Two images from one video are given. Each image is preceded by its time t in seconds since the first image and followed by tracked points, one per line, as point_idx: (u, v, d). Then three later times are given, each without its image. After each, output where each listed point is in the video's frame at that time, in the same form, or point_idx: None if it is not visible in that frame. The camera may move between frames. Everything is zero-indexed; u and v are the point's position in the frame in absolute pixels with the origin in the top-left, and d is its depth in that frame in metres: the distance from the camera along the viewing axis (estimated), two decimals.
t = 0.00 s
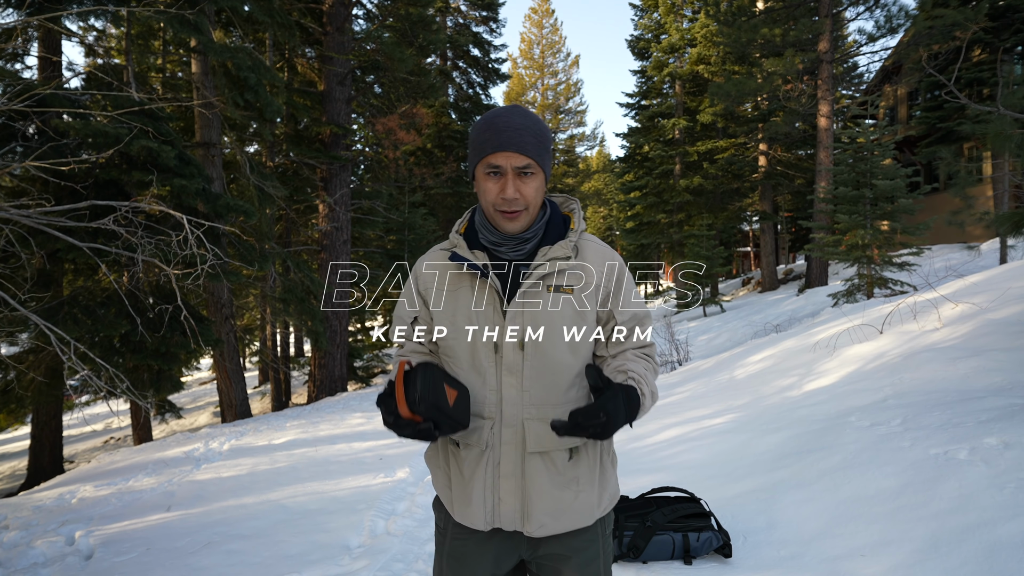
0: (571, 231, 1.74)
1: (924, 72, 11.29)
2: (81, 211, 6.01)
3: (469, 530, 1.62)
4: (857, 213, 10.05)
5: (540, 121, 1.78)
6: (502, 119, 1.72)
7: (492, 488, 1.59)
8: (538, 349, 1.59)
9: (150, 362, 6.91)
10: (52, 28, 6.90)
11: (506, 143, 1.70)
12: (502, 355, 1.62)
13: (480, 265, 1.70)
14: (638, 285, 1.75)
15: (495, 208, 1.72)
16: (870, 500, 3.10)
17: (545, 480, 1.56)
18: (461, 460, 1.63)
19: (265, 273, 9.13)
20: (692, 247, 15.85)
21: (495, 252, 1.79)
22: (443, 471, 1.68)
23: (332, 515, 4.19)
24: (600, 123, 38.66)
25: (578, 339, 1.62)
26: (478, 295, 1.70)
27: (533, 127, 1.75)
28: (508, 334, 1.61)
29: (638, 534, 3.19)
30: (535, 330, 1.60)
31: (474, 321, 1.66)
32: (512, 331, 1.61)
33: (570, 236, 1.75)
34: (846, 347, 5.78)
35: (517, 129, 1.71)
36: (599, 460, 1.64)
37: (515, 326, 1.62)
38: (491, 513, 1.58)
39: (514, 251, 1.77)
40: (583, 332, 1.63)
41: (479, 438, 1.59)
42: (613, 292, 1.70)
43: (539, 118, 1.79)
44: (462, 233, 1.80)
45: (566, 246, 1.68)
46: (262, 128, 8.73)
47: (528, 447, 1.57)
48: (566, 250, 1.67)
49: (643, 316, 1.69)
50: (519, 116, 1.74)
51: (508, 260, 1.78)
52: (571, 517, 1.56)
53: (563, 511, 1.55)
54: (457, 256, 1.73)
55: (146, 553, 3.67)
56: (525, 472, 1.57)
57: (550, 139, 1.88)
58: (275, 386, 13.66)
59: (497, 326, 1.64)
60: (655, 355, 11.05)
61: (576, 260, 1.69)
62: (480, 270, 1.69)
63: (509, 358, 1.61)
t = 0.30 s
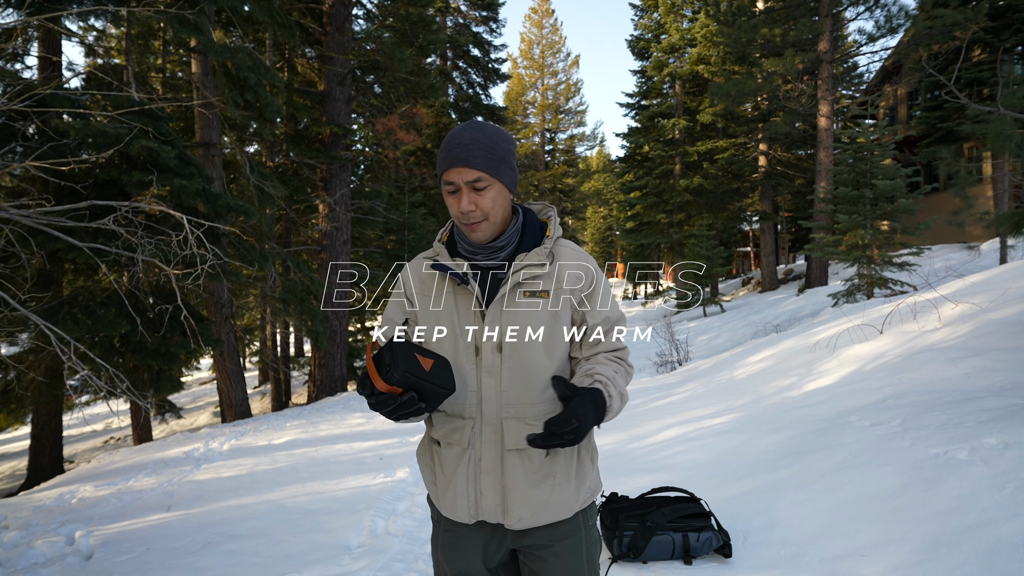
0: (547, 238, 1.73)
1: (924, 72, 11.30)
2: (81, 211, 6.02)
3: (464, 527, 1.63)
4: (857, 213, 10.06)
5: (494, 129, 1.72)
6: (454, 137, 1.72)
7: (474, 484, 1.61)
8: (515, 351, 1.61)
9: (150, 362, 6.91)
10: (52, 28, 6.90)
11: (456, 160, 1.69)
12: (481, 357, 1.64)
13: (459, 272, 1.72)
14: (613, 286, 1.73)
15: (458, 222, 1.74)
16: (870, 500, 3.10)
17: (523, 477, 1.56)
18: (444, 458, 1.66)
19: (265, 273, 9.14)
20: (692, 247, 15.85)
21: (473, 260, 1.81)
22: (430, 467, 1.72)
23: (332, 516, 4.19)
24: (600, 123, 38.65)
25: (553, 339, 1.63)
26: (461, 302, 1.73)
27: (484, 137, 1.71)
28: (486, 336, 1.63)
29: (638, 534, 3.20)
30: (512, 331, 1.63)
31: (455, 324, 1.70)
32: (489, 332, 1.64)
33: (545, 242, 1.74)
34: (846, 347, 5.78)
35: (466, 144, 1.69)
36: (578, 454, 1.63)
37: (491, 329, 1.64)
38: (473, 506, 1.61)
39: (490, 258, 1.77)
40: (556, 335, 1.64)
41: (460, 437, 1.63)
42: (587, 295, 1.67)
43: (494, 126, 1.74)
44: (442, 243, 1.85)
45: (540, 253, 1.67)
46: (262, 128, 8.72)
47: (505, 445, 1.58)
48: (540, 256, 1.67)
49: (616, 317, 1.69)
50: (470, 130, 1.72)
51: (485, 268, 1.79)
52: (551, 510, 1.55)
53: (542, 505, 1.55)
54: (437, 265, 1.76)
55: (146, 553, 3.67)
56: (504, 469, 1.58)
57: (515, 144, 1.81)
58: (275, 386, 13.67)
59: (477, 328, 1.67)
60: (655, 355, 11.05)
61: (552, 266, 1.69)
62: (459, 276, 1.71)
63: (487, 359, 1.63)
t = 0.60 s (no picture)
0: (540, 236, 1.72)
1: (924, 72, 11.30)
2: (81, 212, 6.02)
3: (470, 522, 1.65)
4: (857, 213, 10.06)
5: (506, 131, 1.82)
6: (468, 131, 1.78)
7: (468, 477, 1.63)
8: (507, 348, 1.60)
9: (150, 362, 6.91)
10: (52, 28, 6.90)
11: (472, 153, 1.75)
12: (474, 355, 1.64)
13: (451, 271, 1.73)
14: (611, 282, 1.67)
15: (467, 214, 1.77)
16: (870, 500, 3.10)
17: (514, 473, 1.57)
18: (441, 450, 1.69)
19: (265, 273, 9.14)
20: (692, 247, 15.84)
21: (470, 258, 1.81)
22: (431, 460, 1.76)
23: (332, 516, 4.19)
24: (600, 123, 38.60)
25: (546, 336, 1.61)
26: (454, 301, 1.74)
27: (498, 136, 1.80)
28: (478, 333, 1.64)
29: (638, 534, 3.20)
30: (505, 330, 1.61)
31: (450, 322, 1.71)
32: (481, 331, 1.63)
33: (539, 241, 1.73)
34: (846, 347, 5.78)
35: (481, 139, 1.76)
36: (572, 452, 1.62)
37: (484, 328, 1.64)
38: (467, 499, 1.63)
39: (488, 255, 1.77)
40: (547, 334, 1.62)
41: (454, 431, 1.64)
42: (582, 290, 1.63)
43: (504, 128, 1.84)
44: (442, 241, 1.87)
45: (531, 252, 1.67)
46: (262, 128, 8.72)
47: (497, 441, 1.58)
48: (531, 256, 1.67)
49: (615, 314, 1.62)
50: (484, 128, 1.79)
51: (482, 265, 1.79)
52: (542, 506, 1.56)
53: (533, 501, 1.56)
54: (434, 264, 1.80)
55: (146, 553, 3.67)
56: (496, 464, 1.59)
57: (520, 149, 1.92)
58: (275, 386, 13.66)
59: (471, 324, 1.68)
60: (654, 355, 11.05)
61: (544, 266, 1.68)
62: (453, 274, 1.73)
63: (480, 357, 1.63)
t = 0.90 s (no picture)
0: (564, 238, 1.72)
1: (924, 72, 11.30)
2: (81, 211, 6.02)
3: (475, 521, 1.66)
4: (857, 213, 10.06)
5: (533, 132, 1.80)
6: (494, 130, 1.75)
7: (484, 478, 1.62)
8: (528, 349, 1.60)
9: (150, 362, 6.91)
10: (52, 28, 6.91)
11: (497, 153, 1.72)
12: (494, 356, 1.64)
13: (472, 270, 1.75)
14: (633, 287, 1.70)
15: (489, 215, 1.75)
16: (870, 500, 3.10)
17: (533, 475, 1.56)
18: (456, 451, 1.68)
19: (266, 273, 9.14)
20: (692, 247, 15.84)
21: (491, 257, 1.80)
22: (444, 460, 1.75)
23: (332, 516, 4.19)
24: (600, 123, 38.57)
25: (567, 339, 1.61)
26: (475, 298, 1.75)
27: (525, 137, 1.77)
28: (499, 334, 1.64)
29: (637, 534, 3.20)
30: (526, 330, 1.62)
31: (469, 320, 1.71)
32: (503, 330, 1.63)
33: (563, 243, 1.73)
34: (846, 348, 5.78)
35: (508, 139, 1.74)
36: (589, 457, 1.63)
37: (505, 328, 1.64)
38: (482, 502, 1.62)
39: (509, 256, 1.76)
40: (569, 336, 1.61)
41: (471, 431, 1.63)
42: (607, 295, 1.65)
43: (530, 128, 1.82)
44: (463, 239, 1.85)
45: (554, 253, 1.67)
46: (262, 128, 8.72)
47: (515, 442, 1.58)
48: (556, 257, 1.67)
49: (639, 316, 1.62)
50: (511, 127, 1.77)
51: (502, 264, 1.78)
52: (558, 510, 1.56)
53: (550, 503, 1.56)
54: (454, 262, 1.81)
55: (146, 553, 3.67)
56: (513, 467, 1.59)
57: (546, 150, 1.90)
58: (275, 386, 13.67)
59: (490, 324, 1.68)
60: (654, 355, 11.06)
61: (567, 268, 1.68)
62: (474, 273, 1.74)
63: (499, 358, 1.63)
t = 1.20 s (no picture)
0: (599, 242, 1.74)
1: (923, 72, 11.30)
2: (81, 211, 6.02)
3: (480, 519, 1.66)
4: (857, 213, 10.06)
5: (566, 132, 1.70)
6: (525, 134, 1.69)
7: (505, 478, 1.61)
8: (552, 347, 1.62)
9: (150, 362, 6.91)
10: (52, 28, 6.91)
11: (524, 160, 1.66)
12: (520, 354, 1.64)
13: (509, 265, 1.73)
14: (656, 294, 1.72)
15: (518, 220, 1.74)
16: (870, 500, 3.10)
17: (556, 475, 1.55)
18: (477, 449, 1.66)
19: (266, 273, 9.15)
20: (692, 247, 15.84)
21: (525, 255, 1.81)
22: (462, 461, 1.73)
23: (332, 515, 4.19)
24: (600, 123, 38.63)
25: (589, 339, 1.62)
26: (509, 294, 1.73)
27: (556, 140, 1.68)
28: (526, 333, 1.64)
29: (638, 534, 3.19)
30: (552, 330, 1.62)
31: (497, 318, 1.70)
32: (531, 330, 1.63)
33: (597, 246, 1.75)
34: (846, 347, 5.78)
35: (536, 145, 1.67)
36: (610, 458, 1.62)
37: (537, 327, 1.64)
38: (503, 502, 1.61)
39: (543, 256, 1.78)
40: (593, 337, 1.62)
41: (495, 429, 1.62)
42: (630, 295, 1.67)
43: (565, 127, 1.72)
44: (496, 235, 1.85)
45: (589, 256, 1.68)
46: (262, 128, 8.72)
47: (538, 442, 1.57)
48: (592, 259, 1.68)
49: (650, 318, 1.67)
50: (543, 130, 1.69)
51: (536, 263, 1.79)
52: (580, 511, 1.55)
53: (572, 505, 1.54)
54: (489, 254, 1.78)
55: (146, 553, 3.67)
56: (535, 467, 1.57)
57: (581, 147, 1.79)
58: (276, 386, 13.67)
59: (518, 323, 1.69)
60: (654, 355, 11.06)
61: (598, 271, 1.68)
62: (510, 270, 1.73)
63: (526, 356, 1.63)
